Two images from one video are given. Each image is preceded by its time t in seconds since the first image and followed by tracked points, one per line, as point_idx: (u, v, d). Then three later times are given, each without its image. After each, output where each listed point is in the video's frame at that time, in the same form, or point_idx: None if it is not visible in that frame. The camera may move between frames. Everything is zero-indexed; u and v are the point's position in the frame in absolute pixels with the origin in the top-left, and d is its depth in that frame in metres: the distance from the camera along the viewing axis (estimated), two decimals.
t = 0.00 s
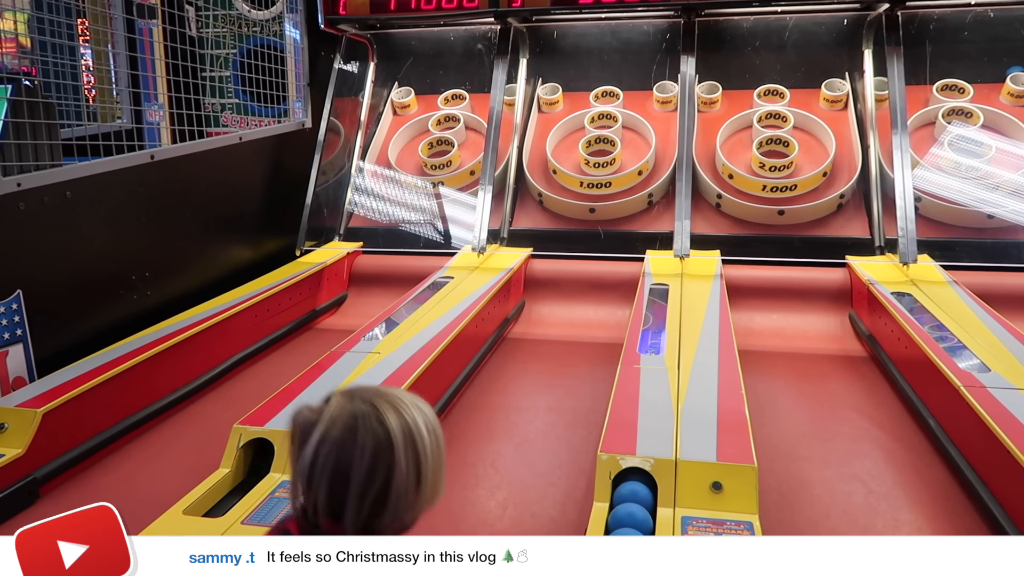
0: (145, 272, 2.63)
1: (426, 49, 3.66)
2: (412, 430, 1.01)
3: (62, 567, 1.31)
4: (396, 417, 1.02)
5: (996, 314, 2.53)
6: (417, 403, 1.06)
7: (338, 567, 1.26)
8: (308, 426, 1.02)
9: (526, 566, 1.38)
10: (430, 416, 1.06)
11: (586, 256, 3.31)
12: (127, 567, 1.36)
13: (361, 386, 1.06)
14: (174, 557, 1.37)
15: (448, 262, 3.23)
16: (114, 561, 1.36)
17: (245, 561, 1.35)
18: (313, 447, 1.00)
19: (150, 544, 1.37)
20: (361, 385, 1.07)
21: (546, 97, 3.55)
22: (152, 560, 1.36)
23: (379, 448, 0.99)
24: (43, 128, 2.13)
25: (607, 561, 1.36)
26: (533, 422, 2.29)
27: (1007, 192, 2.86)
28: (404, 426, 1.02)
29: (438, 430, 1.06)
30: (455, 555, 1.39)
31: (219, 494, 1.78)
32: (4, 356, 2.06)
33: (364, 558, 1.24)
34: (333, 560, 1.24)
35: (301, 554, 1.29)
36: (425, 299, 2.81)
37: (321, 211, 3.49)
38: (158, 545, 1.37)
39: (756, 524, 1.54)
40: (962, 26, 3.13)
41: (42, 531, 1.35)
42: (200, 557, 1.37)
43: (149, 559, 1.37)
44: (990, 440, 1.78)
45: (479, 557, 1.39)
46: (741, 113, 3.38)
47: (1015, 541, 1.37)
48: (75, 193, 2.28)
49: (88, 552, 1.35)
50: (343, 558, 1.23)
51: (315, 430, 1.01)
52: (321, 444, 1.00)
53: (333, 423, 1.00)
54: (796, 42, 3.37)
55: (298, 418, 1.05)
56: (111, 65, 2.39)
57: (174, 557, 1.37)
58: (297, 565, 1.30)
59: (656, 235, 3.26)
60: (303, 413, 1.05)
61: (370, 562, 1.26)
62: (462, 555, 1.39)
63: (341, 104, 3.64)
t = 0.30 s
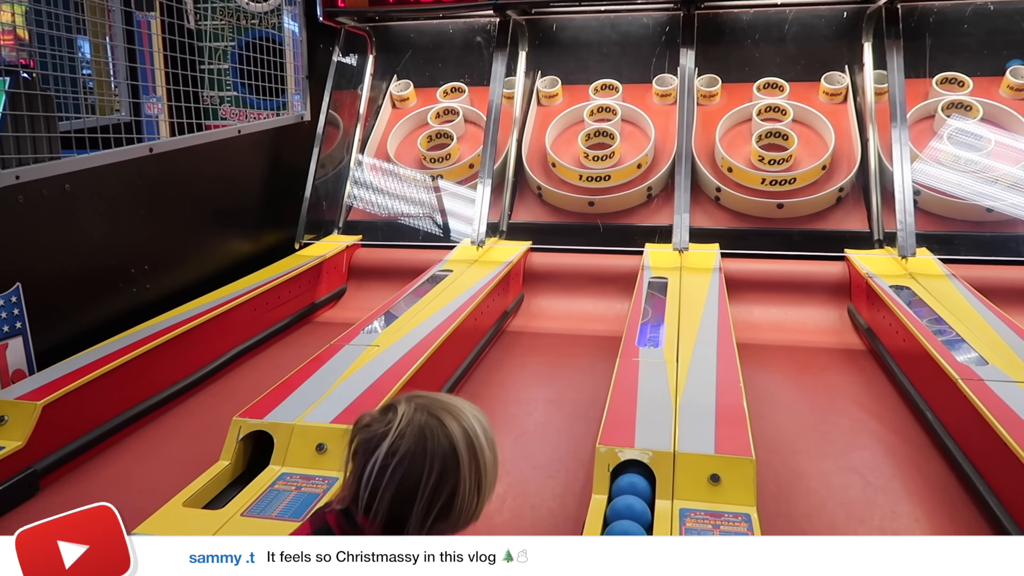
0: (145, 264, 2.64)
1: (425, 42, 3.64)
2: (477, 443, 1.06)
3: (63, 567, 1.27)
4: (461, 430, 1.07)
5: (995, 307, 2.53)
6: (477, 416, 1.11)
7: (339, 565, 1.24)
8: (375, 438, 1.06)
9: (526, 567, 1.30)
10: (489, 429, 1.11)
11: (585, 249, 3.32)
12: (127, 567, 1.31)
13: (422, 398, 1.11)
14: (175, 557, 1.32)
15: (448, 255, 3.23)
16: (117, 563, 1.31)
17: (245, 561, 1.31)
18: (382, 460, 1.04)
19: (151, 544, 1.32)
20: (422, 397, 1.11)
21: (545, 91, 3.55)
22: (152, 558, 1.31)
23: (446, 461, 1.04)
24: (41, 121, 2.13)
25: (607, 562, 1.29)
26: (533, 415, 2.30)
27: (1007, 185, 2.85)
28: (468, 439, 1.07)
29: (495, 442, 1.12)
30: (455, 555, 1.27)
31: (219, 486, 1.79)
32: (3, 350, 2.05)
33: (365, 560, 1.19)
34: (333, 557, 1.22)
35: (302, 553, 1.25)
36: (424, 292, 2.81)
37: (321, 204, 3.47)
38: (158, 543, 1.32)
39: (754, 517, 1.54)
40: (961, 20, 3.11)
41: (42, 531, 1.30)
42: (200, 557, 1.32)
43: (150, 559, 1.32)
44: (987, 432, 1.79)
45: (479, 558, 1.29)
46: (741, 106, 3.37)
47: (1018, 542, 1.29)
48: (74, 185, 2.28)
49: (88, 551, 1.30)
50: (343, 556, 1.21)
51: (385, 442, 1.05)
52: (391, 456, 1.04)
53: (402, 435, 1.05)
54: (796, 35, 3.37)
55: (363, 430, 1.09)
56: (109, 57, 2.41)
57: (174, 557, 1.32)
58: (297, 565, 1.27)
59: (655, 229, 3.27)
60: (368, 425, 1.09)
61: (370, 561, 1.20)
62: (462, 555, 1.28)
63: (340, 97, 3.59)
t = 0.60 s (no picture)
0: (144, 261, 2.64)
1: (424, 39, 3.64)
2: (481, 422, 1.11)
3: (63, 567, 1.20)
4: (465, 409, 1.11)
5: (992, 304, 2.54)
6: (481, 396, 1.15)
7: (339, 565, 1.25)
8: (382, 417, 1.10)
9: (526, 566, 1.29)
10: (492, 409, 1.16)
11: (584, 246, 3.32)
12: (127, 567, 1.27)
13: (426, 378, 1.15)
14: (173, 557, 1.29)
15: (447, 251, 3.24)
16: (117, 563, 1.26)
17: (245, 561, 1.28)
18: (389, 438, 1.08)
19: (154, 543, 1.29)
20: (426, 377, 1.15)
21: (544, 88, 3.55)
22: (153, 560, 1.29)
23: (452, 439, 1.09)
24: (40, 117, 2.12)
25: (604, 562, 1.28)
26: (532, 411, 2.30)
27: (1005, 183, 2.86)
28: (473, 418, 1.11)
29: (497, 421, 1.16)
30: (455, 556, 1.28)
31: (219, 482, 1.79)
32: (3, 345, 2.06)
33: (366, 561, 1.23)
34: (333, 557, 1.25)
35: (302, 553, 1.25)
36: (423, 288, 2.81)
37: (319, 201, 3.48)
38: (158, 543, 1.29)
39: (752, 513, 1.55)
40: (960, 16, 3.12)
41: (41, 531, 1.20)
42: (200, 557, 1.30)
43: (150, 558, 1.29)
44: (984, 429, 1.80)
45: (479, 557, 1.29)
46: (740, 103, 3.37)
47: (1017, 541, 1.27)
48: (72, 181, 2.27)
49: (87, 552, 1.23)
50: (343, 556, 1.24)
51: (391, 421, 1.09)
52: (398, 435, 1.08)
53: (408, 414, 1.09)
54: (795, 32, 3.37)
55: (368, 409, 1.13)
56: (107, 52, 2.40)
57: (173, 557, 1.29)
58: (297, 565, 1.27)
59: (654, 226, 3.26)
60: (374, 405, 1.13)
61: (370, 561, 1.23)
62: (462, 555, 1.29)
63: (339, 93, 3.61)
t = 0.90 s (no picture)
0: (142, 259, 2.63)
1: (422, 37, 3.64)
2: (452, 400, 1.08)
3: (62, 567, 1.19)
4: (434, 387, 1.08)
5: (989, 303, 2.55)
6: (449, 373, 1.13)
7: (339, 565, 1.26)
8: (349, 403, 1.07)
9: (525, 566, 1.30)
10: (462, 385, 1.13)
11: (582, 244, 3.31)
12: (127, 567, 1.28)
13: (392, 359, 1.12)
14: (174, 557, 1.30)
15: (445, 250, 3.24)
16: (117, 563, 1.26)
17: (245, 561, 1.29)
18: (358, 424, 1.06)
19: (161, 540, 1.31)
20: (391, 359, 1.13)
21: (542, 87, 3.56)
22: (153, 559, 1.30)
23: (423, 419, 1.06)
24: (39, 115, 2.13)
25: (602, 561, 1.29)
26: (530, 410, 2.30)
27: (1002, 182, 2.86)
28: (444, 396, 1.09)
29: (470, 396, 1.14)
30: (455, 556, 1.29)
31: (218, 479, 1.80)
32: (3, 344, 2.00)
33: (365, 561, 1.23)
34: (333, 557, 1.25)
35: (302, 553, 1.25)
36: (421, 287, 2.81)
37: (318, 200, 3.49)
38: (159, 543, 1.30)
39: (750, 511, 1.56)
40: (958, 16, 3.13)
41: (42, 531, 1.18)
42: (200, 557, 1.31)
43: (151, 558, 1.30)
44: (981, 428, 1.81)
45: (479, 557, 1.30)
46: (738, 102, 3.37)
47: (1014, 541, 1.28)
48: (71, 179, 2.28)
49: (88, 551, 1.22)
50: (344, 555, 1.24)
51: (359, 405, 1.06)
52: (367, 419, 1.06)
53: (375, 397, 1.06)
54: (794, 31, 3.38)
55: (336, 397, 1.10)
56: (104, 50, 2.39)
57: (173, 557, 1.30)
58: (297, 565, 1.27)
59: (652, 224, 3.26)
60: (341, 392, 1.10)
61: (370, 561, 1.23)
62: (462, 555, 1.29)
63: (337, 91, 3.62)
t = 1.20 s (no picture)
0: (142, 258, 2.64)
1: (422, 37, 3.65)
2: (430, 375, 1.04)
3: (63, 567, 1.22)
4: (412, 362, 1.04)
5: (988, 303, 2.55)
6: (426, 346, 1.09)
7: (339, 565, 1.25)
8: (323, 380, 1.01)
9: (526, 566, 1.30)
10: (439, 358, 1.09)
11: (581, 244, 3.31)
12: (126, 567, 1.28)
13: (364, 332, 1.07)
14: (174, 557, 1.31)
15: (445, 249, 3.23)
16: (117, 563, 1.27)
17: (245, 560, 1.28)
18: (335, 403, 1.00)
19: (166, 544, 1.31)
20: (364, 332, 1.07)
21: (543, 86, 3.56)
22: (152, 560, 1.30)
23: (402, 396, 1.02)
24: (39, 113, 2.13)
25: (602, 561, 1.30)
26: (530, 409, 2.30)
27: (1001, 182, 2.86)
28: (422, 372, 1.04)
29: (447, 369, 1.10)
30: (455, 556, 1.29)
31: (219, 478, 1.80)
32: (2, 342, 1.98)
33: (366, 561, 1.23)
34: (333, 557, 1.23)
35: (302, 554, 1.21)
36: (420, 287, 2.80)
37: (318, 199, 3.50)
38: (158, 543, 1.30)
39: (749, 510, 1.56)
40: (958, 16, 3.14)
41: (42, 531, 1.20)
42: (200, 557, 1.30)
43: (150, 558, 1.30)
44: (980, 427, 1.81)
45: (479, 558, 1.29)
46: (738, 102, 3.38)
47: (1012, 541, 1.28)
48: (71, 178, 2.28)
49: (88, 552, 1.22)
50: (343, 556, 1.22)
51: (334, 384, 1.01)
52: (344, 398, 1.00)
53: (352, 374, 1.01)
54: (793, 31, 3.38)
55: (308, 376, 1.04)
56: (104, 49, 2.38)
57: (173, 557, 1.31)
58: (297, 565, 1.25)
59: (652, 224, 3.26)
60: (312, 371, 1.04)
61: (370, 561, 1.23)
62: (462, 556, 1.29)
63: (337, 91, 3.63)
